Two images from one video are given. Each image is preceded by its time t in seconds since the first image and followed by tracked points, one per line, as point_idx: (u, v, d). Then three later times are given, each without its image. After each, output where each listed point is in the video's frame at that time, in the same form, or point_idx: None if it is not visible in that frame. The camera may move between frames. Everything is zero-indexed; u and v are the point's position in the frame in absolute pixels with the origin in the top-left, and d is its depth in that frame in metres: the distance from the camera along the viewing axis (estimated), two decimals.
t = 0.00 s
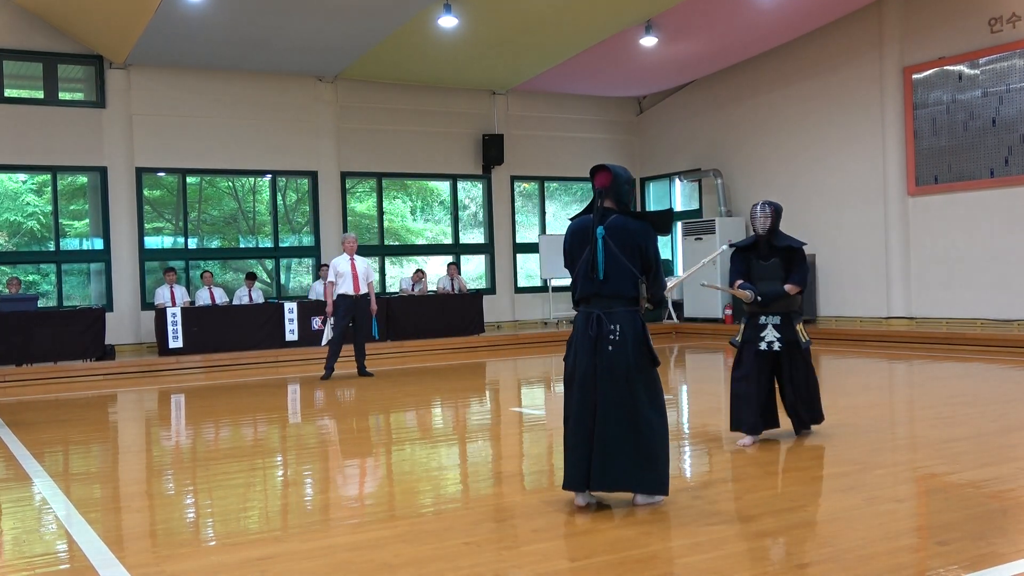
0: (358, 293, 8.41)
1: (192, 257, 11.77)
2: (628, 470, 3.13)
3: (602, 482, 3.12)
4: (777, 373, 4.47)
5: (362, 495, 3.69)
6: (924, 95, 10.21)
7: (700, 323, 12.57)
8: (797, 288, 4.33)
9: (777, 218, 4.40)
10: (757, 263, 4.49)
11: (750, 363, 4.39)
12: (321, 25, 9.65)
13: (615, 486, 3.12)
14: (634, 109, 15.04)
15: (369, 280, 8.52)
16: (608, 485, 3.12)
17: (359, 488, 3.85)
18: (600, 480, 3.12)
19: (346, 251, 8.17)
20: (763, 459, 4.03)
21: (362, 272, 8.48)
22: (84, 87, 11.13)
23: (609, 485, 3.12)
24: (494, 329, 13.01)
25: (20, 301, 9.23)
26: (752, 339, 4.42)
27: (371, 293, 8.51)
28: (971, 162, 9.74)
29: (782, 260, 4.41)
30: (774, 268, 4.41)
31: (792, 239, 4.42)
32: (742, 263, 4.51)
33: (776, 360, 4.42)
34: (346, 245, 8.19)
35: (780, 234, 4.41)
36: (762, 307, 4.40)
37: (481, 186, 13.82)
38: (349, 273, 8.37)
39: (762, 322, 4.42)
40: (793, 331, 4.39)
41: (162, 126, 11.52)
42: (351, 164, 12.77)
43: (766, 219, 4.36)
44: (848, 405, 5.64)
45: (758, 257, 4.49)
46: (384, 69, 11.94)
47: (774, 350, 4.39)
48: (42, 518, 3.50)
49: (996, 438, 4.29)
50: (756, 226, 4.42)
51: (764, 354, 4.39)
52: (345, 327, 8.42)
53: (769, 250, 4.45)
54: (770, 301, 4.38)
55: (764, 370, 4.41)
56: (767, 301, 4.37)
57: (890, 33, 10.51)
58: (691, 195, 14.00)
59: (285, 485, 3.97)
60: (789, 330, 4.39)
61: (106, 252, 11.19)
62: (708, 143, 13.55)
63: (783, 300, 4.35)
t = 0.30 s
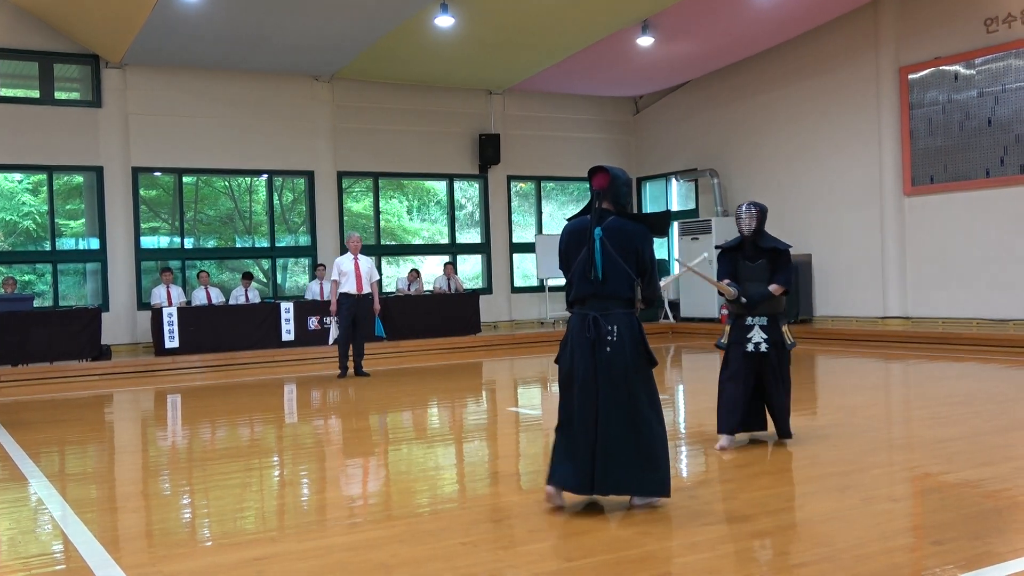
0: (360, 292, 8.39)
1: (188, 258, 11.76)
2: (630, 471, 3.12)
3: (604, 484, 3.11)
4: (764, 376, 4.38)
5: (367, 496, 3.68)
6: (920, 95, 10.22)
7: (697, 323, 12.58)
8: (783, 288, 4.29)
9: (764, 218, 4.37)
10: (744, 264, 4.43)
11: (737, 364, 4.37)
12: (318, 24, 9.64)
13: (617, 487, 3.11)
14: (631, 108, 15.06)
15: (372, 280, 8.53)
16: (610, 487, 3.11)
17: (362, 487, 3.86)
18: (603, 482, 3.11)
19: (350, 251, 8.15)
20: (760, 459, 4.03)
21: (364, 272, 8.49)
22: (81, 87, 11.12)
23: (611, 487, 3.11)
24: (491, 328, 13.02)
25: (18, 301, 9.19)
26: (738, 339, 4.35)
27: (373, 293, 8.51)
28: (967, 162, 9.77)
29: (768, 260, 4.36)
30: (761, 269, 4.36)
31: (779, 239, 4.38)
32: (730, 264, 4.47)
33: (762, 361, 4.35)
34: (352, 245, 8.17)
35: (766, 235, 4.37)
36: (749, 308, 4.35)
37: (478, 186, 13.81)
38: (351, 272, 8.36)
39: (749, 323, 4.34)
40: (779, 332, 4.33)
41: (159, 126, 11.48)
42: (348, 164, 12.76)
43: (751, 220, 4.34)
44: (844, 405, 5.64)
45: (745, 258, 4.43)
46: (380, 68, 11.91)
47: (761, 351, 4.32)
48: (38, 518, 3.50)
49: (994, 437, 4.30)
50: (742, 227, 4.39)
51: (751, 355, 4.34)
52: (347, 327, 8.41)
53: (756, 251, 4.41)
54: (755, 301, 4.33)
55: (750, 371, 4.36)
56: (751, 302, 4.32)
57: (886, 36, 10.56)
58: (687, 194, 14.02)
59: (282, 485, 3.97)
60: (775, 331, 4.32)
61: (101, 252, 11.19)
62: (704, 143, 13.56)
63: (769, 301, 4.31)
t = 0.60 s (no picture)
0: (321, 295, 8.36)
1: (147, 261, 11.60)
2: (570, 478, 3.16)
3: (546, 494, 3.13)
4: (702, 387, 4.44)
5: (329, 501, 3.69)
6: (878, 101, 10.44)
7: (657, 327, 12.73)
8: (726, 303, 4.39)
9: (706, 230, 4.42)
10: (686, 276, 4.51)
11: (676, 373, 4.39)
12: (280, 26, 9.58)
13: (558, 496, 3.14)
14: (593, 113, 15.21)
15: (333, 282, 8.49)
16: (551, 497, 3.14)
17: (322, 492, 3.87)
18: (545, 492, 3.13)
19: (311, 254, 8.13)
20: (718, 462, 4.13)
21: (325, 275, 8.46)
22: (37, 87, 10.93)
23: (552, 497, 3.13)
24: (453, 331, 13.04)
25: None
26: (677, 349, 4.41)
27: (334, 296, 8.48)
28: (924, 167, 9.95)
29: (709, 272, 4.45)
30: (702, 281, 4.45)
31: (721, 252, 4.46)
32: (673, 275, 4.54)
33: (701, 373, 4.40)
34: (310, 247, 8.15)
35: (706, 247, 4.45)
36: (690, 321, 4.41)
37: (441, 189, 13.81)
38: (312, 276, 8.33)
39: (688, 334, 4.39)
40: (718, 345, 4.39)
41: (117, 126, 11.32)
42: (310, 166, 12.68)
43: (694, 232, 4.40)
44: (801, 408, 5.79)
45: (687, 269, 4.52)
46: (344, 70, 11.85)
47: (699, 362, 4.37)
48: None
49: (944, 439, 4.45)
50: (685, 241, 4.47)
51: (688, 365, 4.39)
52: (310, 330, 8.39)
53: (697, 263, 4.50)
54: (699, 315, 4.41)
55: (689, 380, 4.41)
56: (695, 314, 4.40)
57: (845, 43, 10.79)
58: (648, 199, 14.19)
59: (241, 490, 3.95)
60: (713, 344, 4.38)
61: (57, 254, 10.97)
62: (666, 149, 13.75)
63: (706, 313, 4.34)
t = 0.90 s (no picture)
0: (281, 297, 8.30)
1: (105, 262, 11.39)
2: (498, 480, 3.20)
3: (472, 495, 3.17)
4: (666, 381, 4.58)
5: (293, 504, 3.68)
6: (836, 105, 10.68)
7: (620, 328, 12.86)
8: (689, 294, 4.49)
9: (669, 223, 4.54)
10: (649, 270, 4.60)
11: (643, 367, 4.50)
12: (241, 25, 9.49)
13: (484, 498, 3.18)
14: (556, 115, 15.31)
15: (293, 284, 8.42)
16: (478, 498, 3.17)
17: (282, 494, 3.85)
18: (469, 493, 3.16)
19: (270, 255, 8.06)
20: (678, 462, 4.20)
21: (285, 276, 8.40)
22: None
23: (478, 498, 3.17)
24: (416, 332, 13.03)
25: None
26: (643, 344, 4.53)
27: (294, 297, 8.42)
28: (881, 170, 10.18)
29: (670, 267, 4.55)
30: (664, 275, 4.55)
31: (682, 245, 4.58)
32: (636, 270, 4.63)
33: (666, 366, 4.54)
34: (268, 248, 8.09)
35: (669, 241, 4.57)
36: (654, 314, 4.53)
37: (403, 191, 13.78)
38: (272, 277, 8.26)
39: (654, 327, 4.52)
40: (683, 337, 4.54)
41: (73, 125, 11.15)
42: (271, 166, 12.56)
43: (657, 225, 4.50)
44: (761, 408, 5.90)
45: (650, 263, 4.61)
46: (305, 70, 11.75)
47: (666, 355, 4.49)
48: None
49: (899, 439, 4.57)
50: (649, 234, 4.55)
51: (655, 359, 4.50)
52: (270, 332, 8.33)
53: (659, 257, 4.59)
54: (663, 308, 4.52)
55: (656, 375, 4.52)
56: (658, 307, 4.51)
57: (804, 47, 11.01)
58: (611, 202, 14.32)
59: (200, 494, 3.92)
60: (678, 337, 4.52)
61: (12, 255, 10.75)
62: (629, 152, 13.89)
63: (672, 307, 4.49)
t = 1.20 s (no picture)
0: (255, 298, 8.27)
1: (79, 262, 11.27)
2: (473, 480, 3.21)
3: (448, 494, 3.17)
4: (635, 386, 4.65)
5: (273, 505, 3.67)
6: (811, 107, 10.82)
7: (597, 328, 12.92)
8: (649, 298, 4.56)
9: (635, 231, 4.67)
10: (616, 275, 4.69)
11: (607, 371, 4.61)
12: (217, 25, 9.44)
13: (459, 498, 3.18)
14: (533, 116, 15.36)
15: (267, 285, 8.37)
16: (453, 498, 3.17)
17: (259, 496, 3.85)
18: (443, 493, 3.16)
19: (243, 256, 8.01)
20: (654, 463, 4.25)
21: (259, 277, 8.34)
22: None
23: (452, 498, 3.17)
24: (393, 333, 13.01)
25: None
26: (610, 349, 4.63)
27: (269, 298, 8.37)
28: (856, 172, 10.33)
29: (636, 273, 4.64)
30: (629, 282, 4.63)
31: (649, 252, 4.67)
32: (603, 275, 4.72)
33: (634, 371, 4.61)
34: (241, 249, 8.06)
35: (636, 248, 4.65)
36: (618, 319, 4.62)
37: (380, 191, 13.75)
38: (246, 279, 8.21)
39: (619, 333, 4.62)
40: (649, 342, 4.59)
41: (45, 124, 11.03)
42: (246, 166, 12.48)
43: (623, 232, 4.63)
44: (737, 408, 5.98)
45: (617, 269, 4.70)
46: (282, 69, 11.70)
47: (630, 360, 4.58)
48: None
49: (873, 439, 4.65)
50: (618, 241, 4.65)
51: (619, 363, 4.60)
52: (245, 334, 8.31)
53: (626, 263, 4.68)
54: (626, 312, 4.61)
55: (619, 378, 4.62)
56: (621, 312, 4.60)
57: (780, 49, 11.14)
58: (588, 203, 14.39)
59: (176, 496, 3.90)
60: (645, 342, 4.59)
61: None
62: (606, 153, 13.97)
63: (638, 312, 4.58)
